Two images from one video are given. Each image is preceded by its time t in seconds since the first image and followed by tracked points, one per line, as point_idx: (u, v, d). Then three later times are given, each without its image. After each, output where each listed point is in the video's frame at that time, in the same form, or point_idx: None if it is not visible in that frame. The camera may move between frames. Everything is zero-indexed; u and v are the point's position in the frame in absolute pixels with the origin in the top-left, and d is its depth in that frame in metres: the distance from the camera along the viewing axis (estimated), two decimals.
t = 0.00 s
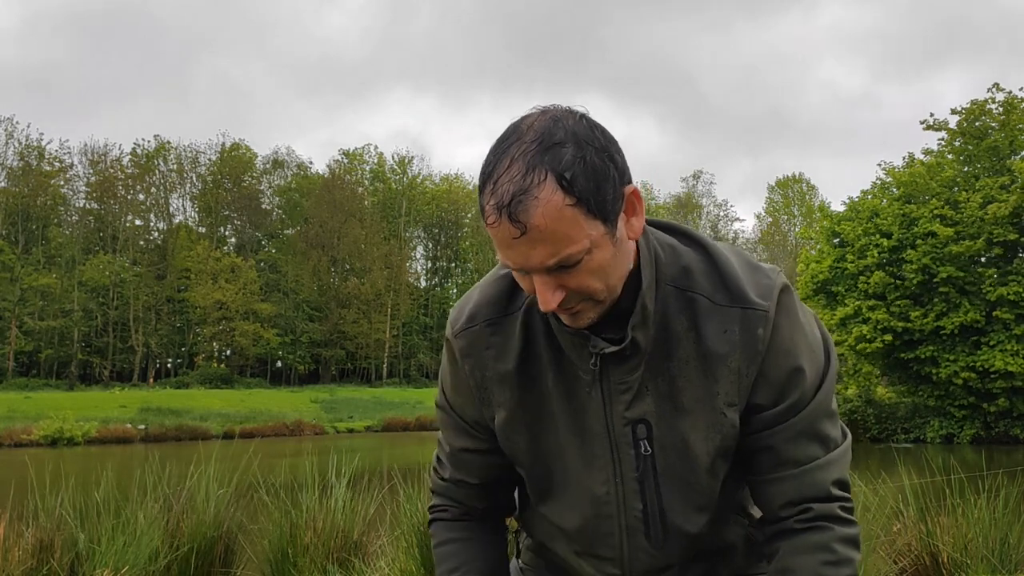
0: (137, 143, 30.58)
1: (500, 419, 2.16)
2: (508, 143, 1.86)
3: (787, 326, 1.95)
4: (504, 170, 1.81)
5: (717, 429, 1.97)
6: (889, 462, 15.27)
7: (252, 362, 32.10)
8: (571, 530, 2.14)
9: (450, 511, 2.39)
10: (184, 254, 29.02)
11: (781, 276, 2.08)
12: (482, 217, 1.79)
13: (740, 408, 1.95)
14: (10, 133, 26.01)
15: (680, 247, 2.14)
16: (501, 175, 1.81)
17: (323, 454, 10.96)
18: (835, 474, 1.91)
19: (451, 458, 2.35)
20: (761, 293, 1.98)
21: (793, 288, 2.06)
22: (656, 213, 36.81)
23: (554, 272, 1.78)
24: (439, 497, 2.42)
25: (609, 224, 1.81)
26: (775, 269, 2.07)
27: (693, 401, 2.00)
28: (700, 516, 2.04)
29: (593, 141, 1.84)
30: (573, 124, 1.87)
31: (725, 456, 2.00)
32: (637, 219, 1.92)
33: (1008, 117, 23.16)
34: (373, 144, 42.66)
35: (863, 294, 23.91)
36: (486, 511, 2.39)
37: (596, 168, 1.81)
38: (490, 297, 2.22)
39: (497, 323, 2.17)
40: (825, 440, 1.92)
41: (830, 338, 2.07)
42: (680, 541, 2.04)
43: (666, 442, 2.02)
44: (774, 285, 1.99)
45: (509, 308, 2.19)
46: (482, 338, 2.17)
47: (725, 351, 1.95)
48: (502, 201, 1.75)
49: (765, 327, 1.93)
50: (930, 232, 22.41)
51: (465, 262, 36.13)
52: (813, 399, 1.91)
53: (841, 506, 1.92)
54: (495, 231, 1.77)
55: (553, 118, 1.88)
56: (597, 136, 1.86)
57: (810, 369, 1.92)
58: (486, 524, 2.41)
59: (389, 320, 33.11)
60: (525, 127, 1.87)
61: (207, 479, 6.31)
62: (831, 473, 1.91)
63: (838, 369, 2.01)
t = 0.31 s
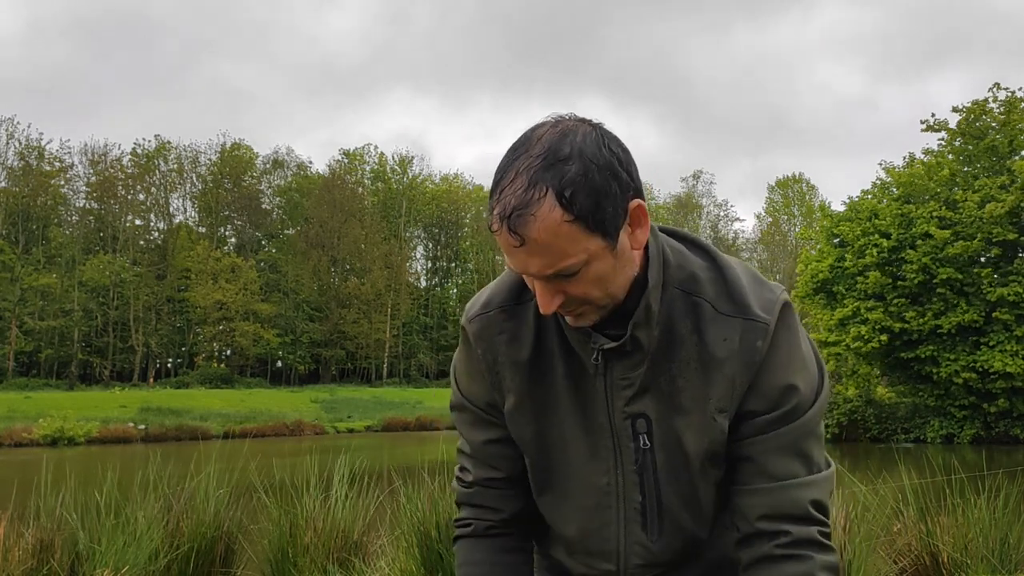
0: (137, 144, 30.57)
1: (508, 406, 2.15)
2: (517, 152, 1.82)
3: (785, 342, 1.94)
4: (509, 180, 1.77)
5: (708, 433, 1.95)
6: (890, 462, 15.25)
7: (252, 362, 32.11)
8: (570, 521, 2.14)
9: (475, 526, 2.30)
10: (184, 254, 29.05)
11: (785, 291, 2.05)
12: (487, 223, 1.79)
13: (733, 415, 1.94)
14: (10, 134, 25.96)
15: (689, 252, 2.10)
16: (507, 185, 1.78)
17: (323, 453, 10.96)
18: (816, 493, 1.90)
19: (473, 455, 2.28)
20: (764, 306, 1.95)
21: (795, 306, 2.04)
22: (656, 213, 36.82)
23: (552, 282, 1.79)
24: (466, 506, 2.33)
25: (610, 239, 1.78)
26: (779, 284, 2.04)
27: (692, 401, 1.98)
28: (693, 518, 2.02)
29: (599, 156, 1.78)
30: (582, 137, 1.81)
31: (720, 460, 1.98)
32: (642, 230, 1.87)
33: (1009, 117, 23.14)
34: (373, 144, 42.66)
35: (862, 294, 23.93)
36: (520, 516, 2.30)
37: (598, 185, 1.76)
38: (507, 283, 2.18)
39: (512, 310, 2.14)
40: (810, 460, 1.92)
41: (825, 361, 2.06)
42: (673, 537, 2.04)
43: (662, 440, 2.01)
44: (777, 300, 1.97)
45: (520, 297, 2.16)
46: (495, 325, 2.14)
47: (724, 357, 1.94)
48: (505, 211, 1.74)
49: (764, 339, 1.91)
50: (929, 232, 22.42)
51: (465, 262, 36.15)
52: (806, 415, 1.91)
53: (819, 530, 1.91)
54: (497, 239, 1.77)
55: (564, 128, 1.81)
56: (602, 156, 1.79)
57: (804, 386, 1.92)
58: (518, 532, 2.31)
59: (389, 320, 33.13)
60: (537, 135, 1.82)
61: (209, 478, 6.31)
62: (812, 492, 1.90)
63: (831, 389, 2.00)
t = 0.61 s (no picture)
0: (137, 144, 30.57)
1: (522, 416, 2.15)
2: (531, 165, 1.80)
3: (795, 363, 1.93)
4: (524, 195, 1.76)
5: (715, 451, 1.96)
6: (890, 462, 15.25)
7: (252, 362, 32.12)
8: (575, 531, 2.15)
9: (494, 545, 2.30)
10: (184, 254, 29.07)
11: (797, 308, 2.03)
12: (500, 236, 1.78)
13: (739, 436, 1.95)
14: (10, 134, 25.91)
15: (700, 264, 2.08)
16: (520, 200, 1.76)
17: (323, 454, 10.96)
18: (822, 515, 1.91)
19: (492, 465, 2.28)
20: (776, 325, 1.94)
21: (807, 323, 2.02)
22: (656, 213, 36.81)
23: (564, 297, 1.78)
24: (489, 523, 2.33)
25: (624, 256, 1.77)
26: (791, 302, 2.03)
27: (701, 418, 1.98)
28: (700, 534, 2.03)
29: (615, 172, 1.76)
30: (598, 151, 1.78)
31: (728, 477, 1.99)
32: (658, 246, 1.84)
33: (1009, 117, 23.13)
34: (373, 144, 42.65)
35: (862, 294, 23.93)
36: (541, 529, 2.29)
37: (612, 201, 1.74)
38: (518, 291, 2.16)
39: (522, 321, 2.13)
40: (816, 481, 1.93)
41: (834, 380, 2.06)
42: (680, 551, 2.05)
43: (672, 455, 2.01)
44: (789, 319, 1.95)
45: (531, 307, 2.14)
46: (506, 334, 2.13)
47: (734, 376, 1.92)
48: (517, 226, 1.73)
49: (775, 360, 1.90)
50: (929, 232, 22.41)
51: (465, 262, 36.17)
52: (814, 436, 1.91)
53: (826, 552, 1.92)
54: (509, 253, 1.77)
55: (581, 143, 1.79)
56: (618, 169, 1.76)
57: (815, 408, 1.91)
58: (546, 546, 2.30)
59: (389, 320, 33.14)
60: (552, 149, 1.79)
61: (209, 478, 6.31)
62: (817, 514, 1.90)
63: (838, 410, 2.00)
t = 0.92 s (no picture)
0: (137, 144, 30.56)
1: (530, 444, 2.16)
2: (534, 199, 1.72)
3: (808, 379, 1.91)
4: (527, 233, 1.68)
5: (728, 472, 1.96)
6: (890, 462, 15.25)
7: (252, 362, 32.14)
8: (584, 554, 2.17)
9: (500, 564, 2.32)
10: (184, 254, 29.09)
11: (808, 320, 2.01)
12: (504, 275, 1.72)
13: (752, 455, 1.94)
14: (10, 134, 25.87)
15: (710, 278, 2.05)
16: (523, 239, 1.69)
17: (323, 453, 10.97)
18: (834, 529, 1.91)
19: (499, 490, 2.30)
20: (788, 342, 1.92)
21: (819, 334, 2.00)
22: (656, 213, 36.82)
23: (571, 335, 1.76)
24: (496, 543, 2.35)
25: (632, 293, 1.73)
26: (802, 313, 2.00)
27: (710, 440, 1.98)
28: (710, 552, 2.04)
29: (624, 208, 1.69)
30: (605, 186, 1.70)
31: (740, 496, 1.99)
32: (666, 276, 1.81)
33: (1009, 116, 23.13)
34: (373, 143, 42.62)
35: (862, 295, 23.92)
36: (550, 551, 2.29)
37: (621, 241, 1.68)
38: (518, 318, 2.14)
39: (525, 347, 2.12)
40: (828, 494, 1.93)
41: (846, 388, 2.04)
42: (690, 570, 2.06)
43: (681, 477, 2.02)
44: (800, 335, 1.93)
45: (535, 333, 2.12)
46: (510, 361, 2.12)
47: (745, 397, 1.91)
48: (521, 269, 1.67)
49: (787, 378, 1.88)
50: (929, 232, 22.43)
51: (465, 262, 36.19)
52: (827, 450, 1.90)
53: (839, 564, 1.92)
54: (514, 294, 1.72)
55: (588, 176, 1.71)
56: (626, 205, 1.69)
57: (828, 422, 1.90)
58: (555, 566, 2.30)
59: (389, 320, 33.16)
60: (556, 183, 1.71)
61: (209, 478, 6.31)
62: (830, 527, 1.90)
63: (852, 420, 1.98)
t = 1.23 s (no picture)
0: (138, 144, 30.54)
1: (531, 463, 2.17)
2: (527, 220, 1.72)
3: (809, 391, 1.91)
4: (520, 254, 1.68)
5: (731, 487, 1.97)
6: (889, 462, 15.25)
7: (252, 362, 32.15)
8: (587, 568, 2.19)
9: None
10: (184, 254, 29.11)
11: (808, 331, 2.01)
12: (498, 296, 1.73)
13: (754, 470, 1.95)
14: (10, 134, 25.86)
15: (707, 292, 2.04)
16: (515, 260, 1.69)
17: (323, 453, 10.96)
18: (837, 538, 1.93)
19: (496, 507, 2.30)
20: (789, 356, 1.91)
21: (820, 343, 2.00)
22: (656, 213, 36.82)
23: (566, 355, 1.77)
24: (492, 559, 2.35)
25: (627, 313, 1.73)
26: (803, 323, 2.00)
27: (712, 456, 1.98)
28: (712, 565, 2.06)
29: (616, 228, 1.68)
30: (597, 207, 1.70)
31: (742, 510, 2.00)
32: (664, 295, 1.81)
33: (1010, 116, 23.13)
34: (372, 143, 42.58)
35: (862, 295, 23.91)
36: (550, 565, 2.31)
37: (614, 261, 1.68)
38: (514, 335, 2.14)
39: (523, 365, 2.11)
40: (831, 504, 1.94)
41: (847, 396, 2.04)
42: None
43: (682, 493, 2.02)
44: (801, 348, 1.93)
45: (531, 352, 2.11)
46: (508, 381, 2.12)
47: (747, 413, 1.91)
48: (514, 290, 1.67)
49: (789, 394, 1.89)
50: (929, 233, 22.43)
51: (464, 261, 36.20)
52: (830, 462, 1.91)
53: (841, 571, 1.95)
54: (508, 315, 1.72)
55: (580, 196, 1.70)
56: (621, 224, 1.69)
57: (830, 434, 1.90)
58: None
59: (389, 320, 33.17)
60: (549, 203, 1.71)
61: (208, 478, 6.31)
62: (833, 537, 1.92)
63: (854, 430, 1.99)
